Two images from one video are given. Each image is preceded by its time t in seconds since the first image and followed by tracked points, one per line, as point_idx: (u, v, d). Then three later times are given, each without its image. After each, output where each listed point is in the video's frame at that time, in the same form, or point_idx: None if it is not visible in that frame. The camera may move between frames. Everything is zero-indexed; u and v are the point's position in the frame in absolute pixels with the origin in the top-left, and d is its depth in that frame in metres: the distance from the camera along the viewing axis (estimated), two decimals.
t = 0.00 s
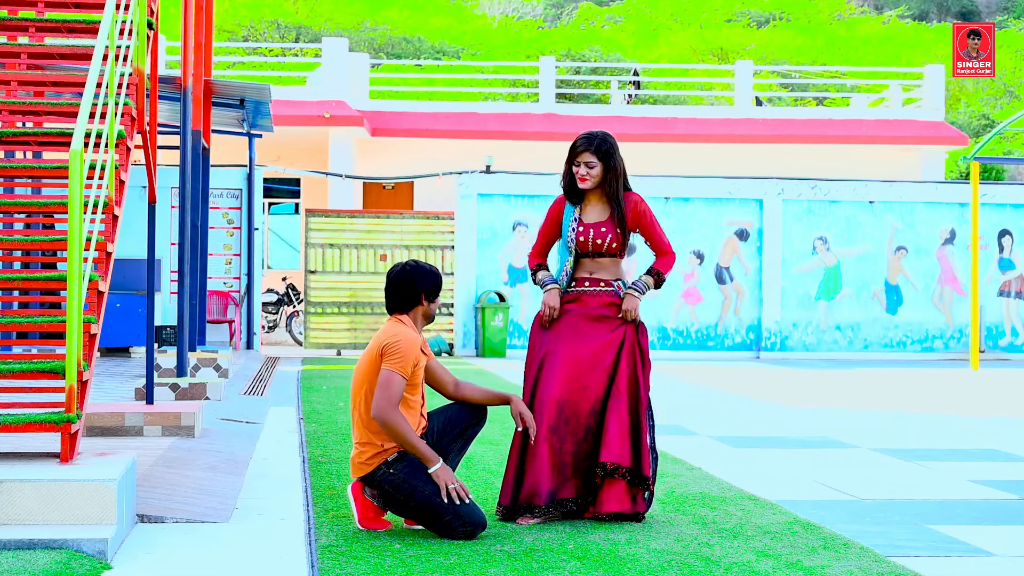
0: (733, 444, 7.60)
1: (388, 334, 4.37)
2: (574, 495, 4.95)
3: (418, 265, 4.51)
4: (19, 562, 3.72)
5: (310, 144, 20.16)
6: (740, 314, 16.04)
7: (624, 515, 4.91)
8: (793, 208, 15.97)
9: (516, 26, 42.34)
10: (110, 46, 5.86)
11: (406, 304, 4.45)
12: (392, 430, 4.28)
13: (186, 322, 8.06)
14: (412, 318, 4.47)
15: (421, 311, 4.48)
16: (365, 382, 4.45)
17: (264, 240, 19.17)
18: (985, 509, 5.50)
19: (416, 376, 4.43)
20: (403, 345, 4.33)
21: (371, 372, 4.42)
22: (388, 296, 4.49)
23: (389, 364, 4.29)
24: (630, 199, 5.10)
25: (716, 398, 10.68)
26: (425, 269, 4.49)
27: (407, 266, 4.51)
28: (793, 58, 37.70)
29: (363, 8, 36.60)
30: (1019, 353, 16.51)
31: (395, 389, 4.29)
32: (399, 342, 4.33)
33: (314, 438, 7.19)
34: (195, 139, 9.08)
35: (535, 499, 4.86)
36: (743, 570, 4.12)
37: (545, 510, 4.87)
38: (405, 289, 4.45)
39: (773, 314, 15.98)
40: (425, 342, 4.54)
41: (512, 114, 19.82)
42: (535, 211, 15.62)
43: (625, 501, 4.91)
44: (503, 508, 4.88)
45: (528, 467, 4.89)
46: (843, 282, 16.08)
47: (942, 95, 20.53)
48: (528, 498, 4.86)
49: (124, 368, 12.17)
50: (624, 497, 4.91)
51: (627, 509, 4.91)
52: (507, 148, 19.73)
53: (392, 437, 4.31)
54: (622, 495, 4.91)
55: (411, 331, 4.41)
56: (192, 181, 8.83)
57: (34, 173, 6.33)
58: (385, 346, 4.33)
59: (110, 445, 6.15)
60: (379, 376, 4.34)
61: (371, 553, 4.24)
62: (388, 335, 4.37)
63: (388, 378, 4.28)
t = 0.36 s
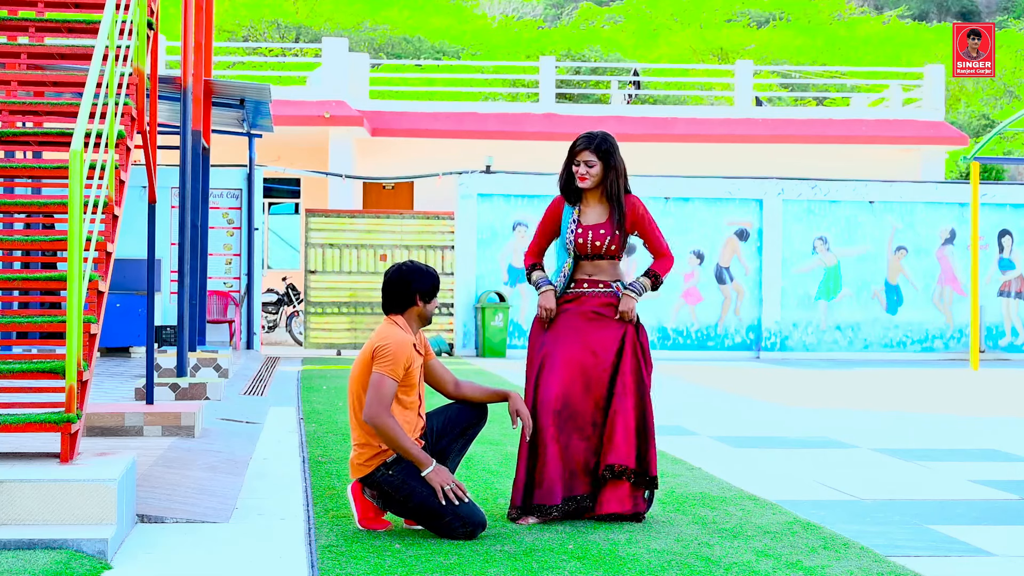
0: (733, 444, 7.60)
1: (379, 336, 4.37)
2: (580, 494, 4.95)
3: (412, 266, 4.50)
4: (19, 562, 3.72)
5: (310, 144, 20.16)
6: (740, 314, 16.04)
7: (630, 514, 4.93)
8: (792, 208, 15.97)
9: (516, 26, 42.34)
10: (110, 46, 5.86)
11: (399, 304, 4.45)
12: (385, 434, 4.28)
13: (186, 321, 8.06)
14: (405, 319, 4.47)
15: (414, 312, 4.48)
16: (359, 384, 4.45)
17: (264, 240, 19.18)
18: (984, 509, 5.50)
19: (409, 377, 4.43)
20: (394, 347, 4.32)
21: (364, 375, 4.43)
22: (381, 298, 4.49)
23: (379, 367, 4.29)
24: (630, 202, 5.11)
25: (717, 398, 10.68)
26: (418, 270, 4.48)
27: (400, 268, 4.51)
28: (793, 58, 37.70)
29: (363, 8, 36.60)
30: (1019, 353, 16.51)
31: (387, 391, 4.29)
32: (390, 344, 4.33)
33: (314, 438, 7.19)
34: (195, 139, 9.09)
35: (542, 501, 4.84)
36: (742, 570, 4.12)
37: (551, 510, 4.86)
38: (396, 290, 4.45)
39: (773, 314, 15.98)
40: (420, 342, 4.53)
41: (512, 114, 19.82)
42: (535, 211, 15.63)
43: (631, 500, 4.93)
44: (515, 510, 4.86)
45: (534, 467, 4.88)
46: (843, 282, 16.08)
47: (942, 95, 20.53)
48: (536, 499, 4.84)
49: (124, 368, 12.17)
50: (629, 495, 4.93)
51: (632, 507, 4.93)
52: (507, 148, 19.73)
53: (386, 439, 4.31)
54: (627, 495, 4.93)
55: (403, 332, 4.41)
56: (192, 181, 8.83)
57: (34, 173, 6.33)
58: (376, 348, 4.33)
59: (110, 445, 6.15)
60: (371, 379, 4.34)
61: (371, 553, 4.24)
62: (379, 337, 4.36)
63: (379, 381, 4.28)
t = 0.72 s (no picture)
0: (733, 444, 7.60)
1: (379, 339, 4.37)
2: (581, 495, 4.96)
3: (421, 269, 4.51)
4: (19, 562, 3.73)
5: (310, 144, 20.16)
6: (740, 314, 16.04)
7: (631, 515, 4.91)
8: (792, 208, 15.97)
9: (516, 26, 42.33)
10: (110, 46, 5.85)
11: (400, 306, 4.46)
12: (386, 437, 4.28)
13: (186, 322, 8.06)
14: (405, 321, 4.47)
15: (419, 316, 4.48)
16: (359, 386, 4.46)
17: (264, 240, 19.19)
18: (984, 509, 5.50)
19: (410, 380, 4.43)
20: (394, 350, 4.32)
21: (364, 376, 4.43)
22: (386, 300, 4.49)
23: (381, 370, 4.29)
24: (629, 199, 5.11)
25: (717, 398, 10.68)
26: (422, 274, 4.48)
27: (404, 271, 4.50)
28: (794, 58, 37.70)
29: (363, 8, 36.58)
30: (1019, 353, 16.52)
31: (390, 395, 4.29)
32: (390, 347, 4.33)
33: (314, 438, 7.19)
34: (195, 139, 9.08)
35: (543, 501, 4.85)
36: (742, 570, 4.12)
37: (550, 511, 4.87)
38: (397, 293, 4.46)
39: (773, 314, 15.98)
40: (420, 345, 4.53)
41: (512, 114, 19.82)
42: (535, 211, 15.62)
43: (633, 500, 4.90)
44: (514, 511, 4.87)
45: (534, 468, 4.89)
46: (843, 282, 16.08)
47: (942, 95, 20.53)
48: (534, 500, 4.85)
49: (124, 368, 12.16)
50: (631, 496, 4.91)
51: (633, 508, 4.90)
52: (507, 148, 19.73)
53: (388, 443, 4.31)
54: (631, 496, 4.90)
55: (405, 334, 4.41)
56: (192, 181, 8.83)
57: (34, 173, 6.33)
58: (377, 352, 4.33)
59: (110, 445, 6.15)
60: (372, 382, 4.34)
61: (371, 553, 4.24)
62: (379, 340, 4.36)
63: (380, 385, 4.28)
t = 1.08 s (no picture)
0: (733, 444, 7.60)
1: (382, 339, 4.36)
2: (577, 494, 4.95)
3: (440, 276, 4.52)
4: (19, 562, 3.72)
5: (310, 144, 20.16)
6: (740, 314, 16.04)
7: (631, 515, 4.91)
8: (793, 208, 15.97)
9: (516, 26, 42.32)
10: (110, 46, 5.85)
11: (404, 307, 4.45)
12: (392, 436, 4.28)
13: (186, 322, 8.07)
14: (408, 321, 4.47)
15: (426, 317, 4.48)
16: (361, 385, 4.45)
17: (264, 240, 19.19)
18: (985, 509, 5.50)
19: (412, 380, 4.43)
20: (398, 350, 4.32)
21: (366, 375, 4.42)
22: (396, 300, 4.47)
23: (386, 371, 4.29)
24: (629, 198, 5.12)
25: (716, 398, 10.68)
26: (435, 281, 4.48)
27: (415, 274, 4.50)
28: (793, 58, 37.69)
29: (363, 8, 36.57)
30: (1019, 353, 16.52)
31: (395, 395, 4.29)
32: (395, 347, 4.33)
33: (314, 439, 7.19)
34: (195, 139, 9.08)
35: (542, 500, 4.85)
36: (742, 570, 4.12)
37: (548, 510, 4.87)
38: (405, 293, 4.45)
39: (773, 314, 15.99)
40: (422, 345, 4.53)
41: (512, 114, 19.83)
42: (535, 211, 15.63)
43: (633, 500, 4.90)
44: (513, 510, 4.86)
45: (533, 467, 4.89)
46: (843, 282, 16.08)
47: (942, 95, 20.53)
48: (534, 500, 4.84)
49: (124, 367, 12.16)
50: (632, 497, 4.91)
51: (632, 508, 4.90)
52: (507, 148, 19.73)
53: (392, 442, 4.31)
54: (630, 496, 4.90)
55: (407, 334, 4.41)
56: (192, 181, 8.83)
57: (34, 173, 6.33)
58: (381, 351, 4.32)
59: (110, 445, 6.15)
60: (376, 382, 4.34)
61: (371, 553, 4.24)
62: (382, 339, 4.36)
63: (385, 384, 4.27)
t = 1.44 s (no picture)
0: (733, 444, 7.60)
1: (383, 339, 4.36)
2: (575, 496, 4.94)
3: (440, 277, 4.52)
4: (19, 562, 3.72)
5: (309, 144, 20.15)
6: (740, 314, 16.04)
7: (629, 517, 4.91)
8: (792, 208, 15.97)
9: (516, 26, 42.32)
10: (110, 46, 5.85)
11: (405, 307, 4.45)
12: (392, 438, 4.28)
13: (186, 322, 8.07)
14: (408, 322, 4.47)
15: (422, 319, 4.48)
16: (363, 384, 4.45)
17: (264, 240, 19.20)
18: (984, 509, 5.50)
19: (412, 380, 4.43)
20: (398, 350, 4.31)
21: (367, 377, 4.41)
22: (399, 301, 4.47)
23: (386, 372, 4.27)
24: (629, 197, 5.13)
25: (716, 398, 10.68)
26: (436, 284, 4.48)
27: (417, 274, 4.50)
28: (793, 58, 37.68)
29: (363, 8, 36.56)
30: (1019, 353, 16.52)
31: (396, 398, 4.28)
32: (395, 348, 4.32)
33: (314, 438, 7.19)
34: (195, 139, 9.08)
35: (540, 502, 4.83)
36: (742, 570, 4.12)
37: (546, 513, 4.86)
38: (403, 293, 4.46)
39: (773, 314, 15.99)
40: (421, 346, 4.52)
41: (512, 114, 19.83)
42: (535, 211, 15.63)
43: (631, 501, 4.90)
44: (509, 514, 4.85)
45: (531, 470, 4.88)
46: (843, 282, 16.08)
47: (942, 95, 20.53)
48: (532, 502, 4.83)
49: (124, 367, 12.16)
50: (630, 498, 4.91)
51: (630, 509, 4.90)
52: (507, 148, 19.73)
53: (393, 443, 4.31)
54: (628, 498, 4.90)
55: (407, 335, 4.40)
56: (192, 181, 8.83)
57: (34, 173, 6.33)
58: (382, 352, 4.32)
59: (110, 445, 6.15)
60: (377, 382, 4.33)
61: (371, 553, 4.24)
62: (383, 340, 4.35)
63: (387, 385, 4.26)
